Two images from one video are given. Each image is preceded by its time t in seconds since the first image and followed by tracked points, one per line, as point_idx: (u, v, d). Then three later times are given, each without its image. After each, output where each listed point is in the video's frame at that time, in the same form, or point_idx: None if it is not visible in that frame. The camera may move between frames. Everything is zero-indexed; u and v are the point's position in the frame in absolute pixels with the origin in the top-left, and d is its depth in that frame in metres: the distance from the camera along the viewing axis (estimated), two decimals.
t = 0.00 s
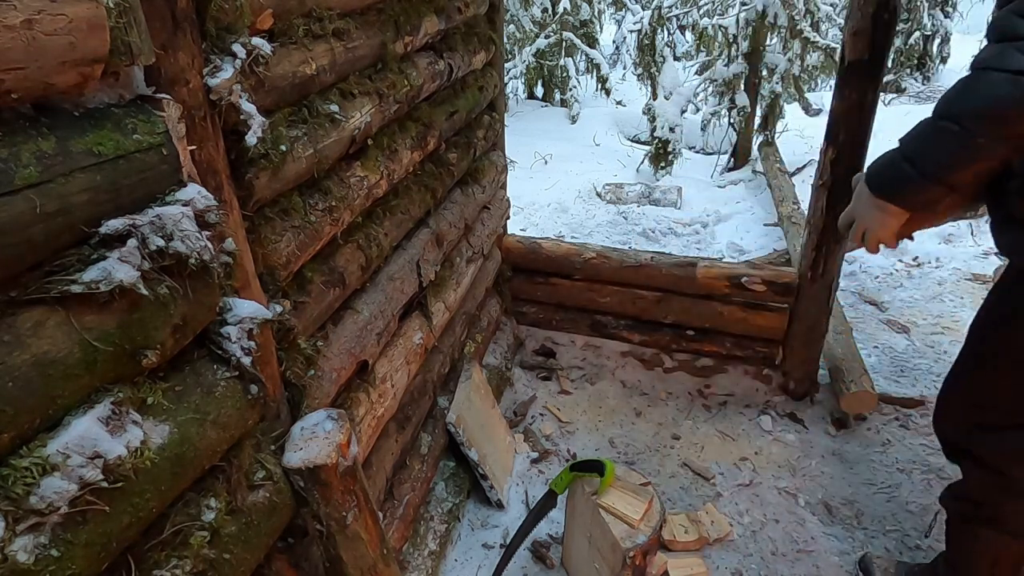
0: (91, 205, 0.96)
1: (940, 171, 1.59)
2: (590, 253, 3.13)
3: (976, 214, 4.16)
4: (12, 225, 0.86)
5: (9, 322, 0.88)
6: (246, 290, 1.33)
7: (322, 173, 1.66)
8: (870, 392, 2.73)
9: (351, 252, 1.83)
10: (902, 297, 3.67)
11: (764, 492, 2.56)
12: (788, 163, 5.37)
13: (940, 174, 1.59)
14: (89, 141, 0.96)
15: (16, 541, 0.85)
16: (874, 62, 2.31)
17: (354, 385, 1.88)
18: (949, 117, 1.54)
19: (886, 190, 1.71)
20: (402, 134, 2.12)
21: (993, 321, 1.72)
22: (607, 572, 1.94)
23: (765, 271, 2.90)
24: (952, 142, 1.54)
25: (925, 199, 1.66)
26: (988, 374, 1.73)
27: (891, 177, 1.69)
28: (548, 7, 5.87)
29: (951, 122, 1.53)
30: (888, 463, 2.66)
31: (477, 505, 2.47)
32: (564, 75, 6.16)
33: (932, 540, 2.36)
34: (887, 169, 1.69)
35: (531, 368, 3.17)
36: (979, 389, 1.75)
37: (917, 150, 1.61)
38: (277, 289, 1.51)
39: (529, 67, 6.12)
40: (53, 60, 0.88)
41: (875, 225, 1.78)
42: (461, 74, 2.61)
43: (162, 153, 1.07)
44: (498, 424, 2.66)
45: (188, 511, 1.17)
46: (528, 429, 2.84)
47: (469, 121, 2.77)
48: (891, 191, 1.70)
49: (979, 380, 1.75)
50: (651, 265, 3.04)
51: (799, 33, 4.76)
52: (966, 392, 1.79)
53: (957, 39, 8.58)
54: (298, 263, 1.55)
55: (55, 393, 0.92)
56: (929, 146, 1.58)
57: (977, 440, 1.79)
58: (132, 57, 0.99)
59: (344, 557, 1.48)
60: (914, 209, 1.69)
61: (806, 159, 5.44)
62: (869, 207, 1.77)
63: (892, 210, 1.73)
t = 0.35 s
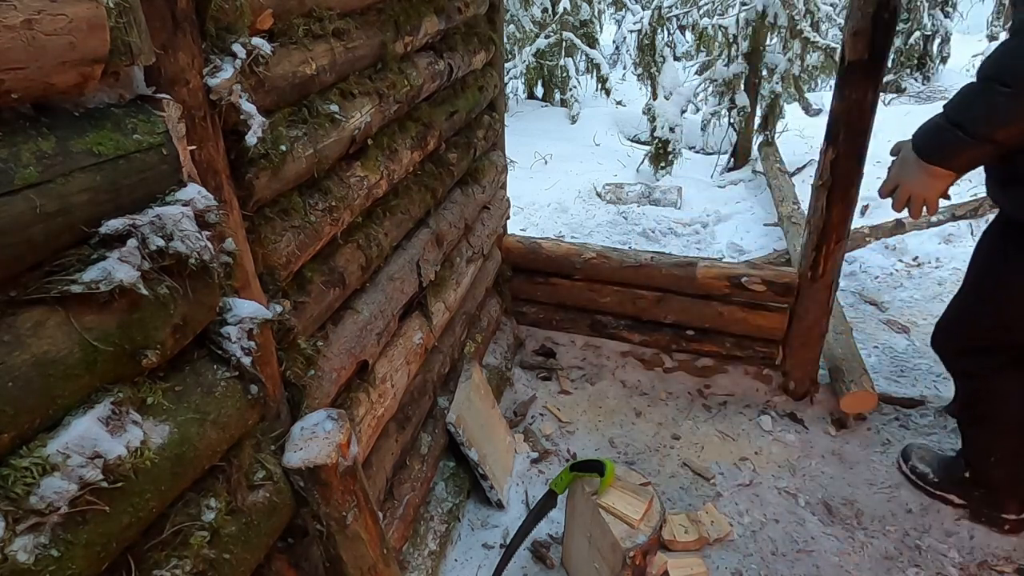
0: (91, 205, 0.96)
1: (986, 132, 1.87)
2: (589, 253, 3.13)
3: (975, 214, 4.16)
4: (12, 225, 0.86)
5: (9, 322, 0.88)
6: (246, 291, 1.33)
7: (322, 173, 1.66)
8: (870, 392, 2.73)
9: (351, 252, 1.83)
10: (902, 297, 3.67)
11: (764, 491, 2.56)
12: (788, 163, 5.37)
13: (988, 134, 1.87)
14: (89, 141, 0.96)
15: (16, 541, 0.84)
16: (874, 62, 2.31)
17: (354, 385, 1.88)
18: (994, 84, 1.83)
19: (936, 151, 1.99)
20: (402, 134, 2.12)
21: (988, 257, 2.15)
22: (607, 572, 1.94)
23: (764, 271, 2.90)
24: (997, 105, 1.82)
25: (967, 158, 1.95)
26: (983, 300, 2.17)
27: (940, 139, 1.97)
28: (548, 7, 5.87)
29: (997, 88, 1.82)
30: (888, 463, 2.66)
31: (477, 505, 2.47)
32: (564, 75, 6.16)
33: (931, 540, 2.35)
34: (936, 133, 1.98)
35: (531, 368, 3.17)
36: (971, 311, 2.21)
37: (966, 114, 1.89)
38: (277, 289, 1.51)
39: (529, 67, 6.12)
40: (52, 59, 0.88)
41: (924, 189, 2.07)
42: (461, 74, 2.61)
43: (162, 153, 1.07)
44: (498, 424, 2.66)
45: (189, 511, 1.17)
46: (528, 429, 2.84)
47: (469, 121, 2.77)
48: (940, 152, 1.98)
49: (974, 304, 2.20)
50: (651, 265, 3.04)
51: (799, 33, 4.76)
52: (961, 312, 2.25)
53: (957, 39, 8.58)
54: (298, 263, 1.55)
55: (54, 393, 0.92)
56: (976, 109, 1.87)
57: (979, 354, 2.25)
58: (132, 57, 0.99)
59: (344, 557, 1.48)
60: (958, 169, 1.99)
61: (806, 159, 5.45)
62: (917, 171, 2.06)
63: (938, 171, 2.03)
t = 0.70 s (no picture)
0: (91, 204, 0.96)
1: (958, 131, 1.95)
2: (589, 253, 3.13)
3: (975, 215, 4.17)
4: (12, 225, 0.86)
5: (9, 322, 0.88)
6: (246, 290, 1.33)
7: (322, 173, 1.66)
8: (870, 392, 2.74)
9: (351, 252, 1.83)
10: (902, 296, 3.67)
11: (764, 491, 2.56)
12: (788, 163, 5.37)
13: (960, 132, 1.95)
14: (89, 141, 0.96)
15: (16, 541, 0.84)
16: (874, 62, 2.31)
17: (354, 385, 1.88)
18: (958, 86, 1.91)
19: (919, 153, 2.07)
20: (402, 134, 2.12)
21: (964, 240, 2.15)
22: (607, 572, 1.94)
23: (765, 271, 2.89)
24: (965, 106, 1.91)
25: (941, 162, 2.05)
26: (969, 287, 2.16)
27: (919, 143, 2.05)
28: (548, 7, 5.87)
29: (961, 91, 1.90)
30: (888, 463, 2.66)
31: (477, 505, 2.47)
32: (564, 75, 6.16)
33: (932, 540, 2.35)
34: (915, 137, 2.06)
35: (531, 368, 3.17)
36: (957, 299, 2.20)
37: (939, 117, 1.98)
38: (277, 289, 1.51)
39: (529, 67, 6.12)
40: (53, 59, 0.88)
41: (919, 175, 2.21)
42: (461, 74, 2.61)
43: (162, 153, 1.07)
44: (498, 424, 2.66)
45: (188, 511, 1.17)
46: (528, 429, 2.84)
47: (469, 121, 2.77)
48: (921, 155, 2.06)
49: (962, 292, 2.18)
50: (651, 265, 3.04)
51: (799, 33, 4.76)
52: (952, 305, 2.22)
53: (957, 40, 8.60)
54: (298, 263, 1.55)
55: (55, 393, 0.92)
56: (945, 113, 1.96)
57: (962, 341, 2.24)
58: (132, 57, 0.99)
59: (344, 557, 1.48)
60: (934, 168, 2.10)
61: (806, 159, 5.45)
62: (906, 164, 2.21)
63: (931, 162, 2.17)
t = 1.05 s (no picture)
0: (91, 204, 0.96)
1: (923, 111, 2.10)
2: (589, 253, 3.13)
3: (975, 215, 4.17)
4: (12, 225, 0.86)
5: (9, 322, 0.88)
6: (246, 290, 1.33)
7: (322, 173, 1.66)
8: (870, 392, 2.74)
9: (351, 252, 1.83)
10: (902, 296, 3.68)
11: (764, 491, 2.56)
12: (788, 163, 5.37)
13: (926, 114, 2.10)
14: (89, 141, 0.96)
15: (16, 541, 0.84)
16: (874, 62, 2.30)
17: (354, 385, 1.88)
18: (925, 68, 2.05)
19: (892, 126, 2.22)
20: (402, 134, 2.12)
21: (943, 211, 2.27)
22: (607, 572, 1.94)
23: (765, 271, 2.89)
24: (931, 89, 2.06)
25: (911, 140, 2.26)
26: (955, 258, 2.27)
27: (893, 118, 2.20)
28: (548, 7, 5.87)
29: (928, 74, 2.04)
30: (888, 463, 2.66)
31: (477, 505, 2.47)
32: (564, 75, 6.16)
33: (932, 540, 2.35)
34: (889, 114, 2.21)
35: (531, 368, 3.17)
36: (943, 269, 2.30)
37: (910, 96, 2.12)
38: (277, 289, 1.51)
39: (529, 67, 6.12)
40: (53, 59, 0.88)
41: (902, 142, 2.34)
42: (461, 74, 2.61)
43: (162, 153, 1.07)
44: (498, 424, 2.66)
45: (188, 511, 1.17)
46: (528, 429, 2.84)
47: (469, 121, 2.77)
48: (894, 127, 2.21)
49: (950, 263, 2.28)
50: (651, 265, 3.04)
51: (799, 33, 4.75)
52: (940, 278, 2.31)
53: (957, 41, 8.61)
54: (298, 263, 1.55)
55: (55, 392, 0.92)
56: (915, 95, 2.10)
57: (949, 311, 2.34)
58: (132, 57, 0.99)
59: (344, 557, 1.48)
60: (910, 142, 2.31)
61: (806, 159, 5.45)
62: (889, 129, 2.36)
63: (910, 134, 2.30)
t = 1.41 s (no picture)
0: (91, 204, 0.96)
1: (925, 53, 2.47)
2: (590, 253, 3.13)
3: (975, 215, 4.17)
4: (12, 225, 0.86)
5: (9, 322, 0.88)
6: (246, 290, 1.33)
7: (322, 173, 1.66)
8: (870, 392, 2.74)
9: (351, 252, 1.83)
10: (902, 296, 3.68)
11: (764, 491, 2.56)
12: (788, 163, 5.37)
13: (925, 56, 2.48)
14: (89, 141, 0.96)
15: (16, 541, 0.84)
16: (874, 62, 2.30)
17: (354, 385, 1.88)
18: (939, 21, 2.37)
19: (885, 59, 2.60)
20: (402, 134, 2.12)
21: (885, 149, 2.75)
22: (607, 572, 1.94)
23: (765, 271, 2.89)
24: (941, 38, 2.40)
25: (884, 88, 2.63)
26: (894, 192, 2.75)
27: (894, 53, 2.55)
28: (548, 7, 5.87)
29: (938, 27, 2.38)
30: (888, 463, 2.66)
31: (477, 505, 2.47)
32: (564, 75, 6.16)
33: (932, 540, 2.35)
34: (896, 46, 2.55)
35: (531, 368, 3.17)
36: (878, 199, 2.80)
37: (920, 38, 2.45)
38: (277, 289, 1.51)
39: (529, 67, 6.12)
40: (52, 59, 0.88)
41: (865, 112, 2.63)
42: (461, 74, 2.61)
43: (162, 153, 1.07)
44: (498, 424, 2.66)
45: (189, 511, 1.17)
46: (528, 429, 2.84)
47: (469, 121, 2.77)
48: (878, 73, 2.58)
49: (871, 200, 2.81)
50: (651, 265, 3.04)
51: (799, 33, 4.75)
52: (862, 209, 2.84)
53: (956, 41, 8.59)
54: (298, 263, 1.55)
55: (55, 393, 0.92)
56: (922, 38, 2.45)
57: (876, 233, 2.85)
58: (132, 57, 0.99)
59: (344, 557, 1.48)
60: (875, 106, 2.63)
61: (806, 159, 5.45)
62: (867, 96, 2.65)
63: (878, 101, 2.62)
